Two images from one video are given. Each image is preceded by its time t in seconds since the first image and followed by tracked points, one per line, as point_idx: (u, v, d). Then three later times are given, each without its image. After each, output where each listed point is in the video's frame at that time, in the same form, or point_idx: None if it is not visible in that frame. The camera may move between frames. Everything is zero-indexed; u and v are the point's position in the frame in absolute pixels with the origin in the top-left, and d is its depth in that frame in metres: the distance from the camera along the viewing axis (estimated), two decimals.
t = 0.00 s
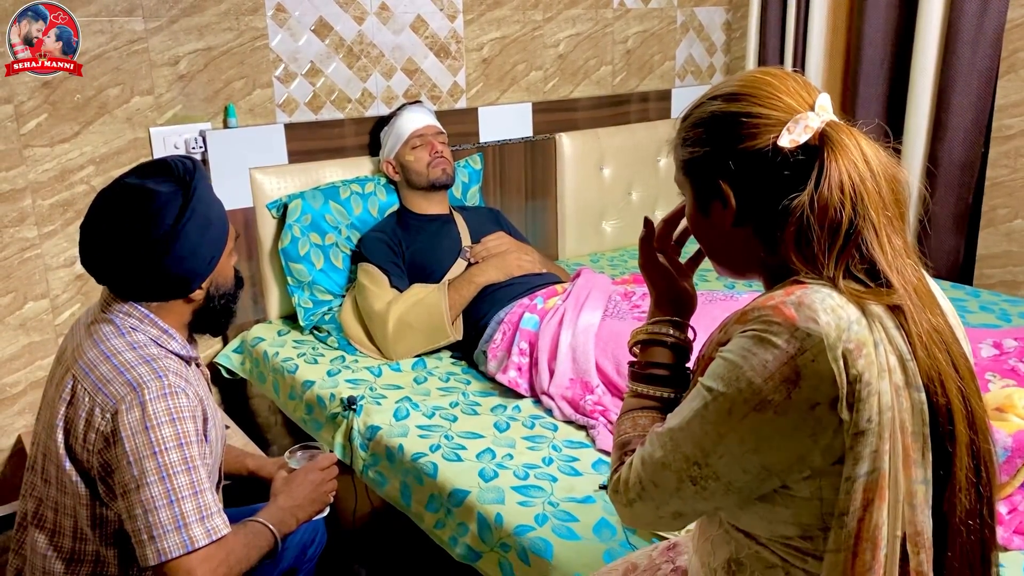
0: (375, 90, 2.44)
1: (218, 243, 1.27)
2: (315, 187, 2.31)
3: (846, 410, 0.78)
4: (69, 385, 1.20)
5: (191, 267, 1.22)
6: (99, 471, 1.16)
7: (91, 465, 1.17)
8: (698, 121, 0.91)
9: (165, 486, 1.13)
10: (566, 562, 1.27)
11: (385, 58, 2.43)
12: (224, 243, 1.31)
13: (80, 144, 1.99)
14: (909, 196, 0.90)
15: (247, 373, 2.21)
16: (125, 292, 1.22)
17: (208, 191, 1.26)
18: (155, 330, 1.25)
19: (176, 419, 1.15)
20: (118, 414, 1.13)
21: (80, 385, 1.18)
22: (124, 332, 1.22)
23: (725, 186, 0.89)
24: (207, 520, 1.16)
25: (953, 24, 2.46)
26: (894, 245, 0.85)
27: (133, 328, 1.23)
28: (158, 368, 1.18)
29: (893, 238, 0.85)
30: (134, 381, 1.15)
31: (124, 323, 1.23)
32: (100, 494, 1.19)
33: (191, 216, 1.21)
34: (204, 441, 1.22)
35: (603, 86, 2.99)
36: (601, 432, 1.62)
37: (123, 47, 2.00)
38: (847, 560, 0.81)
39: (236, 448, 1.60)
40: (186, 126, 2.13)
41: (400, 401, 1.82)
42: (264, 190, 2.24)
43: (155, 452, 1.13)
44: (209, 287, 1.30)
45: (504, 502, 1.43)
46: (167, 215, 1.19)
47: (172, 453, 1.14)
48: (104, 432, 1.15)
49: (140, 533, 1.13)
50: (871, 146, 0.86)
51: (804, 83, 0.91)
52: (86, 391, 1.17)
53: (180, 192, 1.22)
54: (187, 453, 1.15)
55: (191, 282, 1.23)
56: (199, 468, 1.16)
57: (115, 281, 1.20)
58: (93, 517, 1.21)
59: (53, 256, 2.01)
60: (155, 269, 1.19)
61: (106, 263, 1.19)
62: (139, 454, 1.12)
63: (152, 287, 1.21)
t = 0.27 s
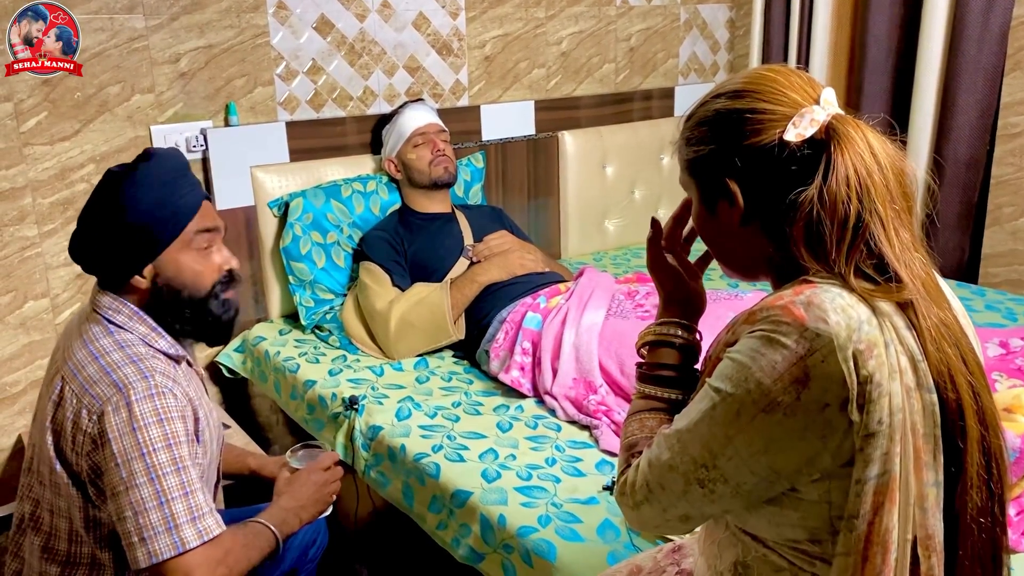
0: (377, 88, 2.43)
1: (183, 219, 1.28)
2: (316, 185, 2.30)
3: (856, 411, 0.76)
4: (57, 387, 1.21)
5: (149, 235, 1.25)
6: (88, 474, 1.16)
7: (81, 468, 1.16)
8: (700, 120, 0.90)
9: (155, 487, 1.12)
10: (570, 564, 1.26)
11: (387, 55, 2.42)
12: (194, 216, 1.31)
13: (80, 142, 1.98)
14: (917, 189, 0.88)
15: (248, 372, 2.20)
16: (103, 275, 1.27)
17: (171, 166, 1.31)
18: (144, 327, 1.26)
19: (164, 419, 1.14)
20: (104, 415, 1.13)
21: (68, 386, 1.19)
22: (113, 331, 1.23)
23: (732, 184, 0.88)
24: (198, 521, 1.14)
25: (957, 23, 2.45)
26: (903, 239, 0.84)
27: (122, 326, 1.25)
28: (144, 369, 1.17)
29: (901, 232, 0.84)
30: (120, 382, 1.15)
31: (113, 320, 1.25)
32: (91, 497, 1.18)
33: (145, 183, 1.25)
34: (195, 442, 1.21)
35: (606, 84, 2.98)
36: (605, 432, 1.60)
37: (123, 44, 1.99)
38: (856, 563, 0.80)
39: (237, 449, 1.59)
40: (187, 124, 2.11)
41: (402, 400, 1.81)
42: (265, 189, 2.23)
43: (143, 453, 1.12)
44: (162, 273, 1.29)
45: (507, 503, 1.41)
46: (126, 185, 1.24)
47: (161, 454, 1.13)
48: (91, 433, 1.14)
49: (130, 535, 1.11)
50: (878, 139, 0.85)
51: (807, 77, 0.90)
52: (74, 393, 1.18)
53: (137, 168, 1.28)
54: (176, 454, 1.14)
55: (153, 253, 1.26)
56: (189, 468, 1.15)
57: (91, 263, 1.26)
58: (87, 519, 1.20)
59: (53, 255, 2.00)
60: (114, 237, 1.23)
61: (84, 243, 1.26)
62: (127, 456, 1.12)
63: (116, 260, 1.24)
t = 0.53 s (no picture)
0: (379, 86, 2.41)
1: (177, 214, 1.28)
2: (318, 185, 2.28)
3: (871, 420, 0.74)
4: (46, 392, 1.20)
5: (143, 228, 1.24)
6: (77, 480, 1.15)
7: (69, 474, 1.16)
8: (709, 120, 0.88)
9: (144, 493, 1.11)
10: (575, 569, 1.24)
11: (389, 54, 2.40)
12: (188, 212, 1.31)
13: (80, 142, 1.96)
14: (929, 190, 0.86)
15: (250, 373, 2.18)
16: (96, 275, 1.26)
17: (164, 165, 1.31)
18: (134, 330, 1.24)
19: (153, 424, 1.13)
20: (92, 420, 1.12)
21: (55, 390, 1.18)
22: (102, 334, 1.22)
23: (741, 185, 0.86)
24: (188, 527, 1.13)
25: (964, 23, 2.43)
26: (916, 242, 0.82)
27: (112, 329, 1.23)
28: (132, 373, 1.16)
29: (914, 235, 0.82)
30: (107, 387, 1.14)
31: (103, 323, 1.23)
32: (80, 503, 1.17)
33: (138, 178, 1.26)
34: (185, 446, 1.20)
35: (610, 82, 2.95)
36: (610, 435, 1.59)
37: (123, 43, 1.97)
38: None
39: (237, 451, 1.57)
40: (187, 123, 2.10)
41: (404, 403, 1.79)
42: (267, 189, 2.22)
43: (132, 458, 1.11)
44: (148, 273, 1.27)
45: (510, 508, 1.40)
46: (120, 181, 1.25)
47: (150, 459, 1.12)
48: (79, 439, 1.13)
49: (119, 542, 1.11)
50: (891, 139, 0.83)
51: (818, 77, 0.88)
52: (61, 397, 1.17)
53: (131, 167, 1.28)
54: (166, 459, 1.13)
55: (148, 248, 1.25)
56: (179, 474, 1.14)
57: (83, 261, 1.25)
58: (77, 524, 1.20)
59: (53, 255, 1.98)
60: (108, 231, 1.23)
61: (77, 241, 1.25)
62: (116, 461, 1.11)
63: (112, 256, 1.23)
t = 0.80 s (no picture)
0: (379, 86, 2.38)
1: (172, 223, 1.25)
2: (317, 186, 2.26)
3: (883, 438, 0.72)
4: (40, 399, 1.18)
5: (135, 236, 1.22)
6: (72, 488, 1.13)
7: (64, 482, 1.13)
8: (717, 120, 0.85)
9: (140, 502, 1.09)
10: None
11: (390, 53, 2.37)
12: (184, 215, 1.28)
13: (76, 143, 1.94)
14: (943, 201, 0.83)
15: (249, 377, 2.16)
16: (89, 281, 1.24)
17: (159, 167, 1.29)
18: (131, 336, 1.23)
19: (150, 432, 1.11)
20: (87, 428, 1.10)
21: (50, 397, 1.16)
22: (98, 340, 1.20)
23: (747, 189, 0.83)
24: (184, 538, 1.11)
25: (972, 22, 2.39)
26: (929, 254, 0.79)
27: (108, 335, 1.21)
28: (129, 380, 1.14)
29: (928, 247, 0.79)
30: (103, 394, 1.12)
31: (99, 329, 1.21)
32: (75, 512, 1.15)
33: (133, 184, 1.23)
34: (182, 455, 1.18)
35: (614, 82, 2.93)
36: (612, 442, 1.56)
37: (119, 43, 1.95)
38: None
39: (233, 458, 1.55)
40: (185, 123, 2.07)
41: (403, 408, 1.76)
42: (265, 190, 2.19)
43: (129, 467, 1.08)
44: (145, 280, 1.25)
45: (509, 517, 1.37)
46: (114, 183, 1.23)
47: (146, 468, 1.09)
48: (75, 447, 1.11)
49: (116, 552, 1.09)
50: (904, 146, 0.80)
51: (833, 81, 0.85)
52: (56, 404, 1.14)
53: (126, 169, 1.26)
54: (162, 468, 1.11)
55: (140, 256, 1.23)
56: (175, 483, 1.12)
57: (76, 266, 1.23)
58: (71, 535, 1.17)
59: (49, 257, 1.96)
60: (100, 238, 1.20)
61: (70, 245, 1.23)
62: (112, 469, 1.09)
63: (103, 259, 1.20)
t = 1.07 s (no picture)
0: (379, 85, 2.35)
1: (172, 229, 1.22)
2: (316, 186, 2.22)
3: (899, 458, 0.69)
4: (35, 405, 1.14)
5: (136, 245, 1.18)
6: (67, 497, 1.10)
7: (59, 491, 1.10)
8: (730, 117, 0.82)
9: (136, 513, 1.06)
10: None
11: (390, 51, 2.34)
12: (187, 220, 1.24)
13: (70, 142, 1.91)
14: (966, 211, 0.80)
15: (246, 380, 2.12)
16: (88, 289, 1.20)
17: (160, 170, 1.25)
18: (129, 343, 1.18)
19: (148, 440, 1.08)
20: (84, 435, 1.06)
21: (46, 404, 1.12)
22: (96, 346, 1.16)
23: (756, 191, 0.81)
24: (181, 550, 1.07)
25: (983, 19, 2.35)
26: (949, 267, 0.76)
27: (105, 341, 1.17)
28: (128, 387, 1.11)
29: (947, 260, 0.76)
30: (100, 401, 1.08)
31: (96, 335, 1.18)
32: (69, 521, 1.12)
33: (133, 189, 1.19)
34: (180, 465, 1.14)
35: (617, 80, 2.88)
36: (615, 450, 1.52)
37: (114, 41, 1.92)
38: None
39: (227, 466, 1.51)
40: (181, 123, 2.04)
41: (401, 413, 1.73)
42: (263, 190, 2.16)
43: (125, 476, 1.05)
44: (146, 286, 1.22)
45: (508, 528, 1.33)
46: (115, 188, 1.19)
47: (143, 478, 1.06)
48: (70, 455, 1.08)
49: (111, 563, 1.06)
50: (924, 152, 0.76)
51: (854, 80, 0.81)
52: (52, 410, 1.11)
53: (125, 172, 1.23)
54: (159, 478, 1.07)
55: (140, 264, 1.19)
56: (172, 493, 1.08)
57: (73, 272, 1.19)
58: (64, 545, 1.14)
59: (43, 259, 1.93)
60: (100, 246, 1.16)
61: (67, 251, 1.19)
62: (108, 478, 1.05)
63: (102, 266, 1.17)
